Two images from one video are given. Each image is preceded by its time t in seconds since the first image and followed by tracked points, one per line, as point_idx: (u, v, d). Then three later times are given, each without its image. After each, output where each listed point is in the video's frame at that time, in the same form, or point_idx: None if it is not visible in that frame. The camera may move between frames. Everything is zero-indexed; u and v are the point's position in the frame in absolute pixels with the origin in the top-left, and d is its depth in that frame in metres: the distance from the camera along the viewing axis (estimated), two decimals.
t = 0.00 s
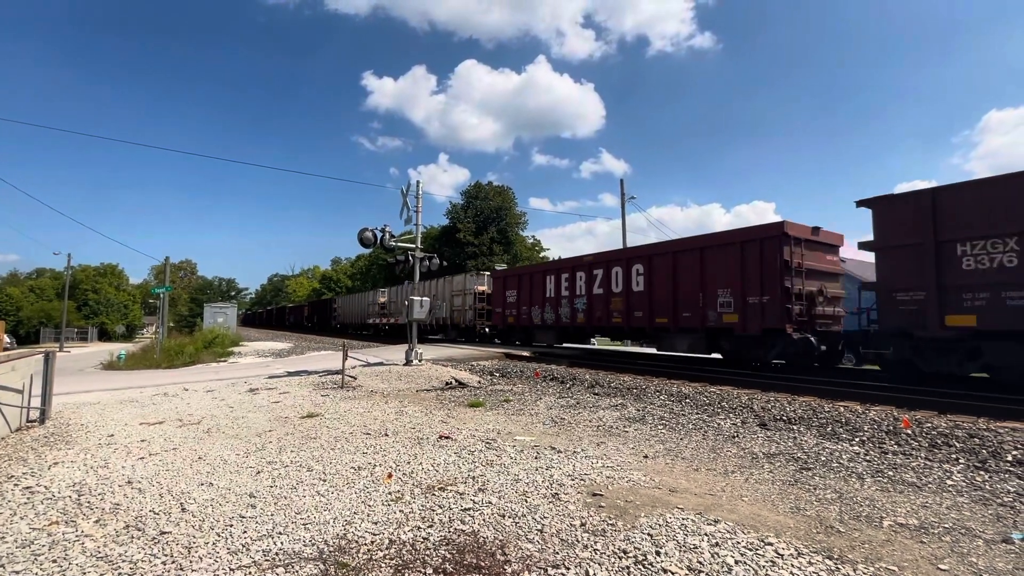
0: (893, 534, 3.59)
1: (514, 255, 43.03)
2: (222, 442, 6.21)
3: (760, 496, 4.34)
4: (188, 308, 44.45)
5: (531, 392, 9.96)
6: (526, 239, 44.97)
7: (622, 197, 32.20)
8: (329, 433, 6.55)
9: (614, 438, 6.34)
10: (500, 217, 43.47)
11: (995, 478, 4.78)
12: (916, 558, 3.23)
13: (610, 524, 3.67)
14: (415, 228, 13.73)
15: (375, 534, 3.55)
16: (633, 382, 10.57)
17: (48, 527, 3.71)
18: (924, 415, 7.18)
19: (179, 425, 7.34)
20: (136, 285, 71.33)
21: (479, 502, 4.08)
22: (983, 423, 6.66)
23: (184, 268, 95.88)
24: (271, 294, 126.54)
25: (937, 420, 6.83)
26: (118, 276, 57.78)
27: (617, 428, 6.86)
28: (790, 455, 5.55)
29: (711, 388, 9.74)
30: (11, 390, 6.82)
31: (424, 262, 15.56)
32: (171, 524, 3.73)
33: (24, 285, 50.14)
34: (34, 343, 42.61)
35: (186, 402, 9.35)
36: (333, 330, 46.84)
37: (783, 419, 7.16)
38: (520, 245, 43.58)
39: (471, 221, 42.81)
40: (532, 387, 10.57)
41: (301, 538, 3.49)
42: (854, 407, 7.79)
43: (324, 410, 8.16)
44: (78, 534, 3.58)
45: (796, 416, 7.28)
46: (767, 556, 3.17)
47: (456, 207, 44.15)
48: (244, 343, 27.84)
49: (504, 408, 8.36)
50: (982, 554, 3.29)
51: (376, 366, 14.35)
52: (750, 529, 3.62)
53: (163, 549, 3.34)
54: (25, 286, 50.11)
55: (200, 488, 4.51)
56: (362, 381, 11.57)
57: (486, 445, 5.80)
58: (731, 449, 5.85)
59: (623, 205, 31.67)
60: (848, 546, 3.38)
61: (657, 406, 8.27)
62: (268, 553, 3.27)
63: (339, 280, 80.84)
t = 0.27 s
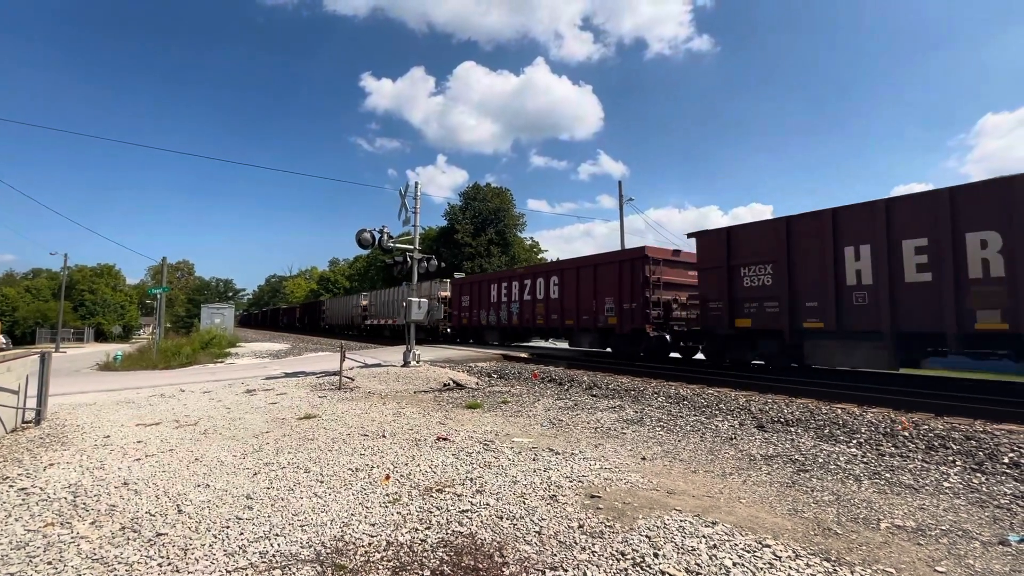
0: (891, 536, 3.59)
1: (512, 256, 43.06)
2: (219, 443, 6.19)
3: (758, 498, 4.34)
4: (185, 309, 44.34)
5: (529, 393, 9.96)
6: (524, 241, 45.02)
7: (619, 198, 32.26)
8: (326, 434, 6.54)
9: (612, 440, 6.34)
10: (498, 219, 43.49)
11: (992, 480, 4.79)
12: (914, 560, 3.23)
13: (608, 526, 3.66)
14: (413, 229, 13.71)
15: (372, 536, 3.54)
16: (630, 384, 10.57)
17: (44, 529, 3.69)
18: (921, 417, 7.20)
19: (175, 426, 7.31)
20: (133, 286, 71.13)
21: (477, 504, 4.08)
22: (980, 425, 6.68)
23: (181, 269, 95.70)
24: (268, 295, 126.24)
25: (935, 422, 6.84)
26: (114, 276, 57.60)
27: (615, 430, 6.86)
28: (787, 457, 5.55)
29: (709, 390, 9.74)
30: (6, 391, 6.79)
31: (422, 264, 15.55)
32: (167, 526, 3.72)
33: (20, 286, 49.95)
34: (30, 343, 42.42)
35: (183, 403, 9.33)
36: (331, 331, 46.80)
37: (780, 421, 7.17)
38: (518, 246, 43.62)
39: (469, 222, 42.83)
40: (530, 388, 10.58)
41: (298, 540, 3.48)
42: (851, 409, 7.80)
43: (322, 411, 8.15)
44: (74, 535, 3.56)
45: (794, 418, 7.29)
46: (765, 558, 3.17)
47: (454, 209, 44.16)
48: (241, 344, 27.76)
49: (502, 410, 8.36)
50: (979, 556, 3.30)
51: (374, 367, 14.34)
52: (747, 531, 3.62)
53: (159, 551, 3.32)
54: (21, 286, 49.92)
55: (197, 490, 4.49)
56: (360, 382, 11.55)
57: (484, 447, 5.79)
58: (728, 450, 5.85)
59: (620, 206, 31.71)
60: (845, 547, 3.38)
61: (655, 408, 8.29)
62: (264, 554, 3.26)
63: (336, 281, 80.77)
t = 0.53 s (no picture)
0: (890, 538, 3.59)
1: (510, 258, 43.06)
2: (215, 445, 6.16)
3: (757, 500, 4.34)
4: (182, 310, 44.21)
5: (527, 395, 9.94)
6: (523, 242, 45.04)
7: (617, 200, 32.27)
8: (323, 436, 6.51)
9: (610, 441, 6.33)
10: (496, 220, 43.48)
11: (989, 482, 4.80)
12: (913, 562, 3.23)
13: (607, 528, 3.65)
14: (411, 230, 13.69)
15: (370, 538, 3.52)
16: (629, 386, 10.57)
17: (39, 531, 3.67)
18: (918, 419, 7.22)
19: (172, 427, 7.27)
20: (130, 287, 70.88)
21: (475, 505, 4.06)
22: (977, 427, 6.70)
23: (178, 270, 95.45)
24: (265, 296, 125.98)
25: (932, 424, 6.86)
26: (111, 277, 57.37)
27: (613, 432, 6.85)
28: (786, 459, 5.55)
29: (707, 392, 9.75)
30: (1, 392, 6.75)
31: (420, 265, 15.52)
32: (164, 528, 3.69)
33: (16, 286, 49.73)
34: (25, 345, 42.20)
35: (179, 404, 9.28)
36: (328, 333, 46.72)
37: (779, 423, 7.18)
38: (516, 248, 43.63)
39: (467, 224, 42.84)
40: (528, 390, 10.56)
41: (295, 542, 3.46)
42: (849, 410, 7.82)
43: (319, 413, 8.11)
44: (69, 538, 3.53)
45: (792, 419, 7.30)
46: (764, 560, 3.17)
47: (452, 210, 44.17)
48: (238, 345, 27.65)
49: (501, 411, 8.34)
50: (978, 558, 3.30)
51: (372, 369, 14.30)
52: (747, 533, 3.61)
53: (155, 553, 3.30)
54: (17, 287, 49.70)
55: (193, 492, 4.46)
56: (357, 383, 11.51)
57: (482, 448, 5.78)
58: (727, 452, 5.85)
59: (618, 208, 31.73)
60: (844, 549, 3.38)
61: (653, 410, 8.28)
62: (262, 557, 3.24)
63: (334, 282, 80.68)
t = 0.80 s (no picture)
0: (885, 541, 3.60)
1: (507, 260, 43.11)
2: (211, 447, 6.14)
3: (753, 502, 4.34)
4: (179, 312, 44.07)
5: (524, 397, 9.94)
6: (520, 244, 45.11)
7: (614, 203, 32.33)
8: (320, 438, 6.50)
9: (607, 444, 6.33)
10: (493, 222, 43.51)
11: (984, 484, 4.81)
12: (908, 564, 3.24)
13: (603, 530, 3.65)
14: (409, 232, 13.70)
15: (367, 541, 3.51)
16: (626, 389, 10.57)
17: (32, 534, 3.65)
18: (914, 422, 7.23)
19: (167, 430, 7.24)
20: (126, 288, 70.65)
21: (472, 508, 4.06)
22: (972, 430, 6.71)
23: (174, 271, 95.17)
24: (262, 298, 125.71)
25: (927, 427, 6.88)
26: (107, 278, 57.16)
27: (610, 434, 6.85)
28: (782, 461, 5.56)
29: (703, 394, 9.74)
30: None
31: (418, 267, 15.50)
32: (159, 531, 3.68)
33: (12, 288, 49.49)
34: (20, 346, 42.00)
35: (175, 407, 9.25)
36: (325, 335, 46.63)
37: (775, 425, 7.19)
38: (513, 250, 43.68)
39: (465, 226, 42.88)
40: (525, 392, 10.56)
41: (291, 545, 3.45)
42: (845, 413, 7.83)
43: (316, 415, 8.09)
44: (63, 541, 3.52)
45: (788, 422, 7.31)
46: (760, 563, 3.17)
47: (450, 212, 44.21)
48: (234, 347, 27.57)
49: (498, 414, 8.33)
50: (973, 561, 3.30)
51: (369, 371, 14.28)
52: (742, 536, 3.62)
53: (150, 556, 3.29)
54: (12, 288, 49.46)
55: (189, 494, 4.44)
56: (354, 386, 11.49)
57: (479, 451, 5.78)
58: (723, 455, 5.85)
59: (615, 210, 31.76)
60: (840, 552, 3.39)
61: (650, 412, 8.29)
62: (257, 560, 3.23)
63: (331, 284, 80.54)
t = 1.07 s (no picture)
0: (881, 543, 3.61)
1: (505, 263, 43.14)
2: (207, 450, 6.12)
3: (749, 505, 4.35)
4: (175, 314, 43.93)
5: (521, 400, 9.93)
6: (518, 247, 45.14)
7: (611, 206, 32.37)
8: (316, 441, 6.49)
9: (604, 446, 6.34)
10: (491, 225, 43.53)
11: (979, 487, 4.83)
12: (903, 567, 3.25)
13: (599, 533, 3.65)
14: (406, 235, 13.69)
15: (362, 545, 3.50)
16: (623, 391, 10.58)
17: (26, 538, 3.63)
18: (910, 424, 7.25)
19: (163, 433, 7.21)
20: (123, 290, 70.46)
21: (468, 511, 4.05)
22: (968, 432, 6.74)
23: (171, 273, 94.92)
24: (259, 300, 125.44)
25: (923, 429, 6.91)
26: (103, 280, 57.00)
27: (607, 437, 6.86)
28: (778, 463, 5.58)
29: (701, 397, 9.75)
30: None
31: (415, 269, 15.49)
32: (154, 535, 3.66)
33: (7, 290, 49.27)
34: (15, 348, 41.83)
35: (171, 409, 9.22)
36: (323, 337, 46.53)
37: (771, 427, 7.21)
38: (511, 252, 43.71)
39: (462, 228, 42.90)
40: (522, 395, 10.56)
41: (286, 549, 3.44)
42: (841, 415, 7.86)
43: (312, 418, 8.08)
44: (57, 545, 3.50)
45: (785, 424, 7.34)
46: (756, 565, 3.17)
47: (447, 214, 44.23)
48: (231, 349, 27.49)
49: (495, 416, 8.32)
50: (968, 563, 3.32)
51: (366, 373, 14.24)
52: (739, 539, 3.62)
53: (145, 560, 3.27)
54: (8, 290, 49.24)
55: (184, 498, 4.43)
56: (351, 388, 11.46)
57: (475, 454, 5.77)
58: (720, 457, 5.87)
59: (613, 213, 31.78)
60: (836, 555, 3.39)
61: (647, 415, 8.29)
62: (252, 564, 3.22)
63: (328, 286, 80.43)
